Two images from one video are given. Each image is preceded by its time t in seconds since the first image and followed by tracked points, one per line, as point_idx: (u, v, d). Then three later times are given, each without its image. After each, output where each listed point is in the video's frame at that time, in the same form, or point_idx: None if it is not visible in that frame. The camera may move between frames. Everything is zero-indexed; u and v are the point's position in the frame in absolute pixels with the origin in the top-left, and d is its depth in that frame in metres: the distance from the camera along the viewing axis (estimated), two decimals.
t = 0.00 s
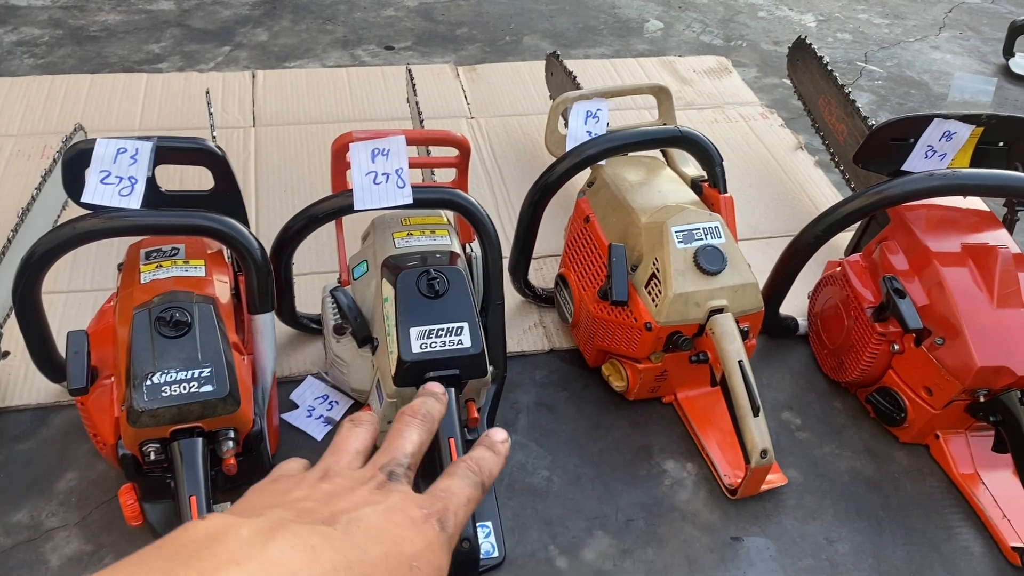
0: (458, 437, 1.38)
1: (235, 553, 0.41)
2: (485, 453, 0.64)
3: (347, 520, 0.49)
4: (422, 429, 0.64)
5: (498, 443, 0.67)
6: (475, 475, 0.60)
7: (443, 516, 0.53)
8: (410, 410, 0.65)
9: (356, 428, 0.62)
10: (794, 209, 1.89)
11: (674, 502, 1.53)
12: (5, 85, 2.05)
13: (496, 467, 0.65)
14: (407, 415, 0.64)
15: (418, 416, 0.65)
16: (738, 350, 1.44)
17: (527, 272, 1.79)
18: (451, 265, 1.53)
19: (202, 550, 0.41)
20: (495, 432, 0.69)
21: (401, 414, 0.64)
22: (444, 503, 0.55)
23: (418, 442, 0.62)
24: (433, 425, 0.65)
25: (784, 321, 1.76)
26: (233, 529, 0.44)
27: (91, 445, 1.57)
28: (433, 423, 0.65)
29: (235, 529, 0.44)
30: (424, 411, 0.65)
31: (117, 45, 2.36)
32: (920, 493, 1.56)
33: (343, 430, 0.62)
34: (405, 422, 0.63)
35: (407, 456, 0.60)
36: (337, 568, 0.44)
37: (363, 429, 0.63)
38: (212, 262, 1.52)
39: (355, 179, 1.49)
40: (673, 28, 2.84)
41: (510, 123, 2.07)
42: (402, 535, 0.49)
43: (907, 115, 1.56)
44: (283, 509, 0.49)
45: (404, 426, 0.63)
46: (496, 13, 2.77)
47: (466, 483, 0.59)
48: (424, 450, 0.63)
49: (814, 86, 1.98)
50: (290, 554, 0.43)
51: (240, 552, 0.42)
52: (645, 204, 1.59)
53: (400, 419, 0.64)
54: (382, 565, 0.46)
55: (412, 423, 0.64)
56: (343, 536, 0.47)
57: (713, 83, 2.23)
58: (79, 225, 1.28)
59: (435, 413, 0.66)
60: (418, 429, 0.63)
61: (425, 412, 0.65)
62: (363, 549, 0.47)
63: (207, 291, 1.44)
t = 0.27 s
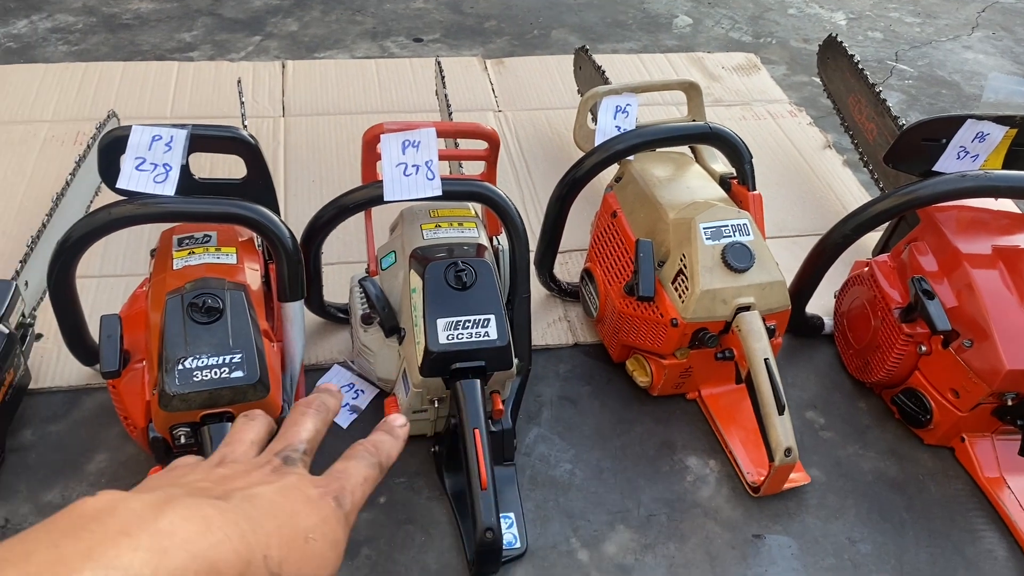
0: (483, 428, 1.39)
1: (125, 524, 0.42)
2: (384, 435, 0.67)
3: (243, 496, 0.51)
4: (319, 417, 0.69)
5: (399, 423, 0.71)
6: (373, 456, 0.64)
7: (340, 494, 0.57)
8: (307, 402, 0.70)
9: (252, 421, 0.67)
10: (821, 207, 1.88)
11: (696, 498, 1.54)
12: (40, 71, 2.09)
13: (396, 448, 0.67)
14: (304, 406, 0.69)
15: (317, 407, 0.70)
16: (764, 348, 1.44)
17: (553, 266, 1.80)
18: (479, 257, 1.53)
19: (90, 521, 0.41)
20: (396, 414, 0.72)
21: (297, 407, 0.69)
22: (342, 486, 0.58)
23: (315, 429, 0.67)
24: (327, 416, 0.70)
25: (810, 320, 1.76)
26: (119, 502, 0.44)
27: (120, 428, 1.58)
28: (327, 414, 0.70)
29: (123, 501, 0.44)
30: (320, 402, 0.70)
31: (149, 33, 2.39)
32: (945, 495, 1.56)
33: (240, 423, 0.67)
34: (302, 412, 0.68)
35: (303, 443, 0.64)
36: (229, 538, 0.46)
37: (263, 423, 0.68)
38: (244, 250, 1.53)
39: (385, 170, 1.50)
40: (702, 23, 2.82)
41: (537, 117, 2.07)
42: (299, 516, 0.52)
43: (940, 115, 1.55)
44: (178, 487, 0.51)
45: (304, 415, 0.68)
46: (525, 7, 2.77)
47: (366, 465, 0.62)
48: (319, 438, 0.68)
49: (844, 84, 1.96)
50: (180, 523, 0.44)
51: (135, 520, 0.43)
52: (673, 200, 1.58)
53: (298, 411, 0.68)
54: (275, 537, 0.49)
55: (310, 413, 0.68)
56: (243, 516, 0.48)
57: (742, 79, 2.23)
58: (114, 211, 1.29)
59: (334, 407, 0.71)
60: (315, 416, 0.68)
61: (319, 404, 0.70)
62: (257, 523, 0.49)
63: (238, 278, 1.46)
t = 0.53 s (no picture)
0: (515, 419, 1.41)
1: (69, 513, 0.47)
2: (354, 435, 0.78)
3: (196, 489, 0.58)
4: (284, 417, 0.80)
5: (367, 425, 0.82)
6: (336, 455, 0.73)
7: (301, 489, 0.65)
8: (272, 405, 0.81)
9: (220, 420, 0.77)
10: (852, 207, 1.89)
11: (724, 494, 1.55)
12: (80, 61, 2.12)
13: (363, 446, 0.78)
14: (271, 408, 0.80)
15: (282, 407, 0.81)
16: (796, 346, 1.45)
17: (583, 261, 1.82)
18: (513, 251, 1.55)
19: (33, 511, 0.46)
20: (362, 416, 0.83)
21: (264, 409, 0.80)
22: (302, 480, 0.67)
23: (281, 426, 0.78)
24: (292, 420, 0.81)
25: (840, 319, 1.77)
26: (66, 492, 0.48)
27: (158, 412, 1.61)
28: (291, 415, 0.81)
29: (73, 491, 0.49)
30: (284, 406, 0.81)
31: (186, 24, 2.42)
32: (974, 497, 1.56)
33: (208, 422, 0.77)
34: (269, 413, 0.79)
35: (265, 440, 0.75)
36: (180, 529, 0.51)
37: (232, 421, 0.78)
38: (283, 239, 1.56)
39: (422, 163, 1.52)
40: (734, 21, 2.82)
41: (568, 112, 2.08)
42: (255, 508, 0.59)
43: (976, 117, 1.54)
44: (131, 479, 0.56)
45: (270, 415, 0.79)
46: (556, 3, 2.78)
47: (327, 462, 0.72)
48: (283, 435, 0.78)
49: (877, 85, 1.96)
50: (127, 514, 0.49)
51: (86, 509, 0.48)
52: (706, 197, 1.59)
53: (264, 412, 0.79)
54: (227, 527, 0.55)
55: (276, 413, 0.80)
56: (196, 512, 0.54)
57: (774, 78, 2.24)
58: (159, 199, 1.32)
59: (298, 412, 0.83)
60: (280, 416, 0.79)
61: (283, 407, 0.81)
62: (210, 514, 0.55)
63: (278, 267, 1.48)
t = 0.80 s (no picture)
0: (549, 404, 1.43)
1: (40, 481, 0.38)
2: (331, 425, 0.67)
3: (173, 464, 0.48)
4: (261, 406, 0.65)
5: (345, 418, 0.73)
6: (315, 441, 0.63)
7: (275, 470, 0.55)
8: (246, 393, 0.67)
9: (194, 408, 0.63)
10: (885, 203, 1.89)
11: (755, 484, 1.56)
12: (121, 48, 2.16)
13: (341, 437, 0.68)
14: (246, 396, 0.65)
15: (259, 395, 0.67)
16: (830, 338, 1.46)
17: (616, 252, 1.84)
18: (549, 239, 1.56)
19: (5, 479, 0.38)
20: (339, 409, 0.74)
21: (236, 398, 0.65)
22: (278, 465, 0.56)
23: (258, 415, 0.64)
24: (272, 410, 0.66)
25: (872, 314, 1.77)
26: (38, 459, 0.39)
27: (198, 391, 1.65)
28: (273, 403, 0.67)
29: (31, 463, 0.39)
30: (260, 394, 0.66)
31: (224, 14, 2.46)
32: (1005, 493, 1.56)
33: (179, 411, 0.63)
34: (242, 401, 0.64)
35: (243, 428, 0.61)
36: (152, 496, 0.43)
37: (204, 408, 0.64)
38: (324, 224, 1.58)
39: (460, 151, 1.54)
40: (766, 17, 2.83)
41: (601, 105, 2.10)
42: (233, 483, 0.50)
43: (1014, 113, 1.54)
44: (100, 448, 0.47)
45: (243, 404, 0.64)
46: None
47: (305, 448, 0.61)
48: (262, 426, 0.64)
49: (912, 82, 1.97)
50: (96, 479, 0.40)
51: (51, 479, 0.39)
52: (742, 190, 1.60)
53: (237, 401, 0.64)
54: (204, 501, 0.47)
55: (251, 401, 0.65)
56: (170, 479, 0.45)
57: (806, 74, 2.25)
58: (206, 182, 1.35)
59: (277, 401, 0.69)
60: (258, 403, 0.65)
61: (259, 393, 0.67)
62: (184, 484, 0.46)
63: (319, 251, 1.51)
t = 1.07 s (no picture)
0: (577, 397, 1.42)
1: None
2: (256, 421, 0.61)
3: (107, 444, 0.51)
4: (186, 407, 0.61)
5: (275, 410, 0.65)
6: (241, 434, 0.59)
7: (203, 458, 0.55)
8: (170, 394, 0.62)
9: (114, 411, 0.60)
10: (914, 202, 1.88)
11: (781, 481, 1.55)
12: (153, 38, 2.18)
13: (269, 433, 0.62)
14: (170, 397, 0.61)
15: (182, 396, 0.62)
16: (860, 336, 1.45)
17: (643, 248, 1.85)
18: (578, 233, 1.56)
19: None
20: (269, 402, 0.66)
21: (160, 398, 0.61)
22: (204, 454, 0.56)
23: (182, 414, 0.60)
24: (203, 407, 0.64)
25: (900, 314, 1.77)
26: None
27: (227, 379, 1.67)
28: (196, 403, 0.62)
29: None
30: (184, 393, 0.62)
31: (254, 6, 2.49)
32: None
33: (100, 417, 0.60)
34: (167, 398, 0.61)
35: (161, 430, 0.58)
36: (90, 467, 0.46)
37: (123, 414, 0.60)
38: (354, 215, 1.59)
39: (491, 143, 1.54)
40: (795, 15, 2.82)
41: (628, 101, 2.10)
42: (166, 464, 0.52)
43: None
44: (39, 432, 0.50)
45: (168, 401, 0.60)
46: None
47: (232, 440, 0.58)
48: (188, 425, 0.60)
49: (944, 81, 1.95)
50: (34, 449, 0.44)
51: None
52: (772, 186, 1.60)
53: (161, 399, 0.61)
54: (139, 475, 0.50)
55: (176, 401, 0.61)
56: (106, 455, 0.49)
57: (835, 73, 2.25)
58: (240, 170, 1.36)
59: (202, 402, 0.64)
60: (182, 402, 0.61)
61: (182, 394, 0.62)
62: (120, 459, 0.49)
63: (350, 241, 1.52)
